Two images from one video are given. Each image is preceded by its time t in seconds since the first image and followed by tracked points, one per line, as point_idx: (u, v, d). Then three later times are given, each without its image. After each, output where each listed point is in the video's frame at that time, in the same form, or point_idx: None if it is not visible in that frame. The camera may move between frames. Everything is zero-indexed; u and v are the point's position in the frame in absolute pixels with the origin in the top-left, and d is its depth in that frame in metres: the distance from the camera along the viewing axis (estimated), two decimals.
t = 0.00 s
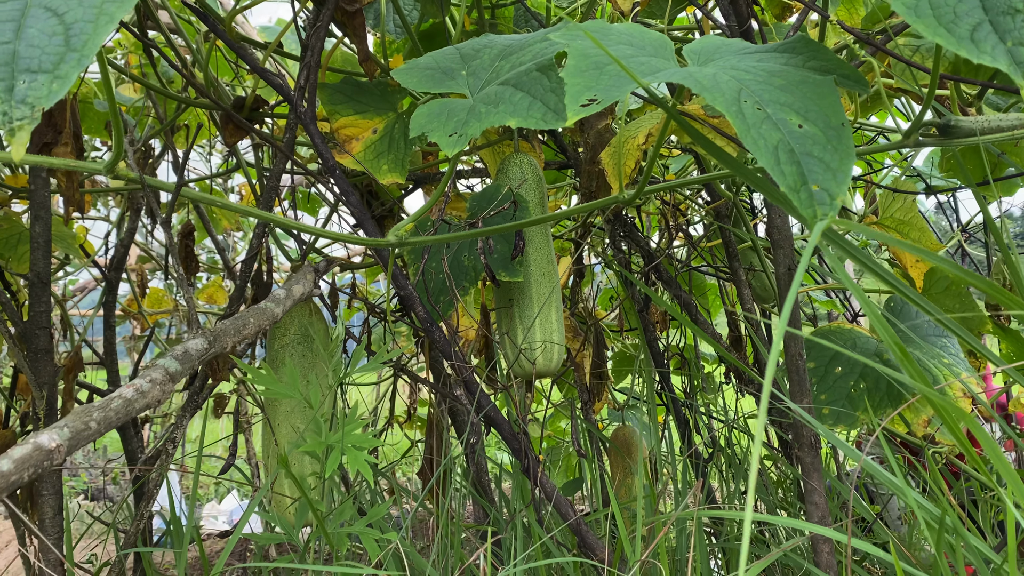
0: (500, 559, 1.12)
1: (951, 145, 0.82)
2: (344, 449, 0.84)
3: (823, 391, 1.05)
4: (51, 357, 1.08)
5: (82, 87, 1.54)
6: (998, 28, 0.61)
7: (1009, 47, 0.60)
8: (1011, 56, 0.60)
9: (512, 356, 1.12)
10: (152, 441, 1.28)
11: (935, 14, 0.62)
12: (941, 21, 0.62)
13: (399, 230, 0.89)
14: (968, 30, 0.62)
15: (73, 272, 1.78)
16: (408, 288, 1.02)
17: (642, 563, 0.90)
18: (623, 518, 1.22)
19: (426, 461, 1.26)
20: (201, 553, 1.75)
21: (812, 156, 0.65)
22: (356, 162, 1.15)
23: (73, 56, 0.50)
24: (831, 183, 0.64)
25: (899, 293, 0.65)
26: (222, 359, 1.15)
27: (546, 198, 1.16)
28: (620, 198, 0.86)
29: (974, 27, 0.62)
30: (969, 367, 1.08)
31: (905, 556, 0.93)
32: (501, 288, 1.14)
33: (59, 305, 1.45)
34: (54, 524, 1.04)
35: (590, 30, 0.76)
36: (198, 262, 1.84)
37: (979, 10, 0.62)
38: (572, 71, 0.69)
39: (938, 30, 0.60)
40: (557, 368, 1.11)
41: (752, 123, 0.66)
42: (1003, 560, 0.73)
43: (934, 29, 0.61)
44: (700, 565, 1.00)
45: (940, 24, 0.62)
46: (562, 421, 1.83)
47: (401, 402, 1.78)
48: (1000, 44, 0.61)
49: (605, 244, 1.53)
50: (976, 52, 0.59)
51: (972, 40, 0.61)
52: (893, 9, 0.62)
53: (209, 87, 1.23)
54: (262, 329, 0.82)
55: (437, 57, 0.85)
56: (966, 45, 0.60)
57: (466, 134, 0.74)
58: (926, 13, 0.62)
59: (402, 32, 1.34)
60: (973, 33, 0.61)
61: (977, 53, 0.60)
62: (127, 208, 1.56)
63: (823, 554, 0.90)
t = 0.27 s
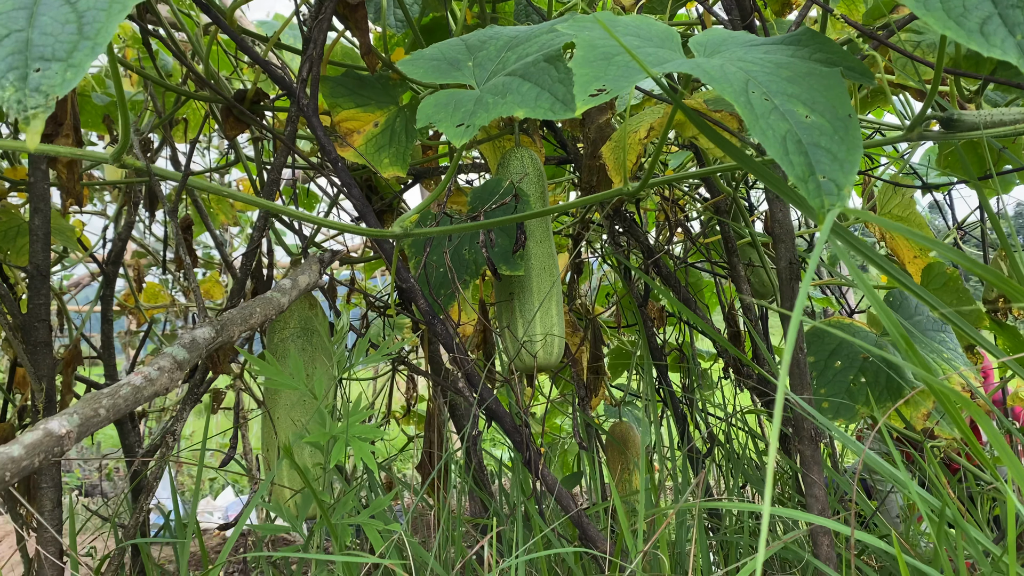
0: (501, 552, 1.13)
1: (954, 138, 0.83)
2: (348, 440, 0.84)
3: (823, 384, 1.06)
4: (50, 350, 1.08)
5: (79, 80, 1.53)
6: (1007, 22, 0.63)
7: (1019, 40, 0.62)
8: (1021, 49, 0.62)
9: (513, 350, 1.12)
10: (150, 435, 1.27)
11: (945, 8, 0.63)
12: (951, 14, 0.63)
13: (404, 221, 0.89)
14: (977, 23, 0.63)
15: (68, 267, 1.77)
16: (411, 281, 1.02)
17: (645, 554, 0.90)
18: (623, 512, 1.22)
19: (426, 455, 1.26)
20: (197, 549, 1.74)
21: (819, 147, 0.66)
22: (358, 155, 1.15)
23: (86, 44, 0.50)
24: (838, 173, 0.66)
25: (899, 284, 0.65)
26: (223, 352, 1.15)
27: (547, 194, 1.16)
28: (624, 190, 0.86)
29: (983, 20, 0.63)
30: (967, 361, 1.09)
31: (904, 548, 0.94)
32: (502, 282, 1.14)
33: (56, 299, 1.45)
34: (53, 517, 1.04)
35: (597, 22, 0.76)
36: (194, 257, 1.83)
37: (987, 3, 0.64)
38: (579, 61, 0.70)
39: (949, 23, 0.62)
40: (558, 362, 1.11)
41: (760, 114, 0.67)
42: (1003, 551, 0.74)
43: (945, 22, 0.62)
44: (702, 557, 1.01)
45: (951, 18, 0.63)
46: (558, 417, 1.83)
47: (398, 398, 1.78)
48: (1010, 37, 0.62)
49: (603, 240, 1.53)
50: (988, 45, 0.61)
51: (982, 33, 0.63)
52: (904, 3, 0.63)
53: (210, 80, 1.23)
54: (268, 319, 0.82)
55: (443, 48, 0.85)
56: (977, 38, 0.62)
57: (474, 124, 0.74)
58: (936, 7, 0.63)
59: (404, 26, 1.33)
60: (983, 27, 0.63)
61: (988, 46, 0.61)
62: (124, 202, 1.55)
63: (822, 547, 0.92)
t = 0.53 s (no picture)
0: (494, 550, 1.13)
1: (946, 141, 0.83)
2: (344, 438, 0.85)
3: (815, 384, 1.06)
4: (43, 346, 1.07)
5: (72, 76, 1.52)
6: (1004, 24, 0.63)
7: (1014, 43, 0.62)
8: (1017, 52, 0.62)
9: (507, 349, 1.12)
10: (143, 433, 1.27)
11: (941, 10, 0.64)
12: (946, 16, 0.63)
13: (400, 219, 0.88)
14: (973, 26, 0.63)
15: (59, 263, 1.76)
16: (406, 280, 1.02)
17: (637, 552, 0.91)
18: (615, 510, 1.23)
19: (419, 454, 1.26)
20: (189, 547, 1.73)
21: (815, 149, 0.67)
22: (353, 153, 1.15)
23: (89, 37, 0.50)
24: (833, 175, 0.66)
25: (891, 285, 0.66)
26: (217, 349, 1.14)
27: (541, 193, 1.17)
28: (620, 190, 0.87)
29: (978, 23, 0.63)
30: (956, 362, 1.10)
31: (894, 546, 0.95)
32: (496, 280, 1.15)
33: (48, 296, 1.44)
34: (45, 514, 1.03)
35: (594, 22, 0.76)
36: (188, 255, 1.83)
37: (984, 6, 0.64)
38: (576, 61, 0.71)
39: (943, 26, 0.62)
40: (552, 361, 1.11)
41: (756, 115, 0.68)
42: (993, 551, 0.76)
43: (940, 24, 0.63)
44: (693, 555, 1.02)
45: (947, 20, 0.63)
46: (551, 416, 1.83)
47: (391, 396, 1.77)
48: (1006, 40, 0.62)
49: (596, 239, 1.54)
50: (982, 48, 0.61)
51: (978, 35, 0.63)
52: (898, 5, 0.64)
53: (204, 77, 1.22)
54: (264, 316, 0.82)
55: (441, 47, 0.85)
56: (972, 41, 0.62)
57: (471, 123, 0.74)
58: (932, 10, 0.64)
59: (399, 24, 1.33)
60: (979, 29, 0.63)
61: (983, 49, 0.62)
62: (117, 199, 1.55)
63: (813, 545, 0.92)
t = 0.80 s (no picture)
0: (473, 553, 1.13)
1: (922, 147, 0.83)
2: (318, 440, 0.84)
3: (794, 388, 1.07)
4: (19, 346, 1.07)
5: (54, 73, 1.51)
6: (974, 34, 0.63)
7: (984, 52, 0.62)
8: (986, 61, 0.62)
9: (487, 351, 1.12)
10: (122, 433, 1.26)
11: (912, 20, 0.64)
12: (917, 26, 0.64)
13: (378, 221, 0.88)
14: (944, 35, 0.64)
15: (41, 261, 1.75)
16: (386, 282, 1.02)
17: (613, 556, 0.90)
18: (596, 513, 1.23)
19: (399, 456, 1.26)
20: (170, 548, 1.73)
21: (788, 155, 0.67)
22: (334, 154, 1.15)
23: (52, 37, 0.49)
24: (806, 181, 0.66)
25: (869, 294, 0.67)
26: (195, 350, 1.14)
27: (524, 196, 1.16)
28: (599, 193, 0.86)
29: (949, 33, 0.63)
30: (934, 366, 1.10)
31: (869, 550, 0.96)
32: (477, 282, 1.14)
33: (28, 294, 1.43)
34: (20, 515, 1.02)
35: (570, 26, 0.76)
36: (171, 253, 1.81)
37: (955, 15, 0.64)
38: (552, 65, 0.70)
39: (913, 35, 0.63)
40: (532, 363, 1.11)
41: (730, 121, 0.68)
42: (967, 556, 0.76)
43: (910, 34, 0.63)
44: (671, 558, 1.02)
45: (917, 29, 0.64)
46: (536, 417, 1.83)
47: (375, 397, 1.77)
48: (976, 50, 0.62)
49: (581, 241, 1.53)
50: (951, 58, 0.61)
51: (948, 45, 0.63)
52: (870, 13, 0.64)
53: (185, 75, 1.22)
54: (237, 318, 0.82)
55: (419, 49, 0.85)
56: (942, 50, 0.63)
57: (447, 126, 0.74)
58: (903, 19, 0.64)
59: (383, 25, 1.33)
60: (949, 39, 0.63)
61: (952, 58, 0.62)
62: (99, 197, 1.54)
63: (790, 550, 0.93)
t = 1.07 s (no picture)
0: (449, 556, 1.12)
1: (894, 154, 0.84)
2: (289, 444, 0.84)
3: (770, 393, 1.06)
4: None
5: (33, 70, 1.49)
6: (940, 44, 0.64)
7: (950, 63, 0.63)
8: (952, 72, 0.62)
9: (465, 354, 1.11)
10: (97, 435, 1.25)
11: (880, 29, 0.65)
12: (885, 35, 0.64)
13: (350, 223, 0.86)
14: (911, 45, 0.65)
15: (20, 260, 1.73)
16: (362, 284, 1.02)
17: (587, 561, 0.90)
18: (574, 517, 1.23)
19: (377, 459, 1.25)
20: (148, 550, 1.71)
21: (759, 158, 0.66)
22: (312, 154, 1.14)
23: (6, 38, 0.49)
24: (777, 185, 0.65)
25: (844, 301, 0.67)
26: (171, 351, 1.13)
27: (504, 198, 1.16)
28: (574, 197, 0.85)
29: (916, 43, 0.64)
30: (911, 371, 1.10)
31: (843, 555, 0.96)
32: (456, 285, 1.13)
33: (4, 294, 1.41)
34: None
35: (543, 30, 0.76)
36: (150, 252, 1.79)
37: (922, 26, 0.65)
38: (522, 67, 0.70)
39: (881, 44, 0.63)
40: (511, 366, 1.11)
41: (700, 124, 0.67)
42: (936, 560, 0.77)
43: (878, 43, 0.64)
44: (646, 563, 1.01)
45: (886, 38, 0.65)
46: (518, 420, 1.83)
47: (356, 399, 1.76)
48: (942, 60, 0.63)
49: (564, 244, 1.53)
50: (917, 67, 0.62)
51: (915, 55, 0.64)
52: (839, 22, 0.65)
53: (164, 75, 1.21)
54: (206, 320, 0.81)
55: (393, 50, 0.85)
56: (909, 60, 0.63)
57: (417, 129, 0.74)
58: (871, 28, 0.65)
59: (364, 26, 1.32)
60: (915, 49, 0.64)
61: (919, 68, 0.63)
62: (78, 196, 1.52)
63: (765, 554, 0.92)
